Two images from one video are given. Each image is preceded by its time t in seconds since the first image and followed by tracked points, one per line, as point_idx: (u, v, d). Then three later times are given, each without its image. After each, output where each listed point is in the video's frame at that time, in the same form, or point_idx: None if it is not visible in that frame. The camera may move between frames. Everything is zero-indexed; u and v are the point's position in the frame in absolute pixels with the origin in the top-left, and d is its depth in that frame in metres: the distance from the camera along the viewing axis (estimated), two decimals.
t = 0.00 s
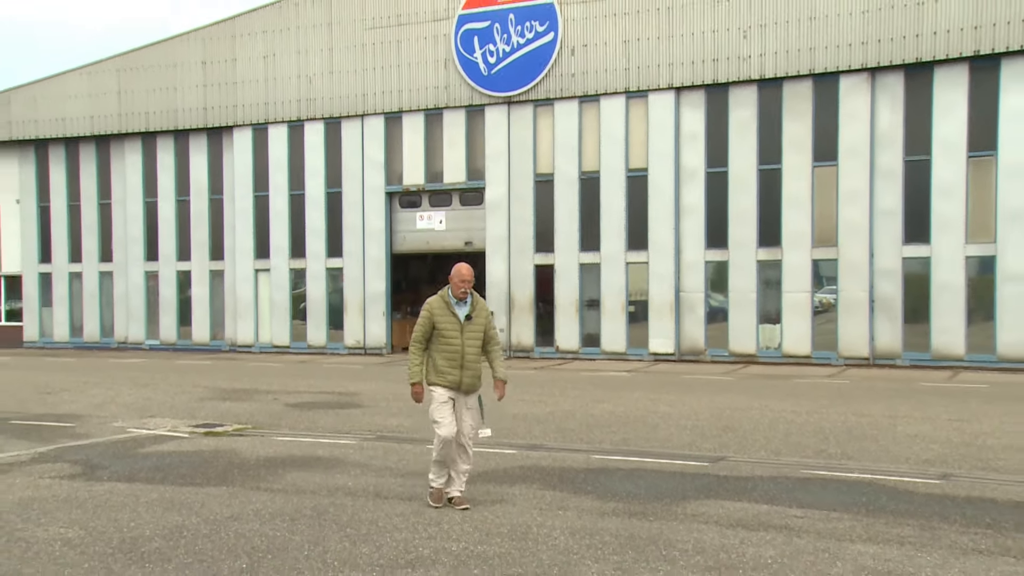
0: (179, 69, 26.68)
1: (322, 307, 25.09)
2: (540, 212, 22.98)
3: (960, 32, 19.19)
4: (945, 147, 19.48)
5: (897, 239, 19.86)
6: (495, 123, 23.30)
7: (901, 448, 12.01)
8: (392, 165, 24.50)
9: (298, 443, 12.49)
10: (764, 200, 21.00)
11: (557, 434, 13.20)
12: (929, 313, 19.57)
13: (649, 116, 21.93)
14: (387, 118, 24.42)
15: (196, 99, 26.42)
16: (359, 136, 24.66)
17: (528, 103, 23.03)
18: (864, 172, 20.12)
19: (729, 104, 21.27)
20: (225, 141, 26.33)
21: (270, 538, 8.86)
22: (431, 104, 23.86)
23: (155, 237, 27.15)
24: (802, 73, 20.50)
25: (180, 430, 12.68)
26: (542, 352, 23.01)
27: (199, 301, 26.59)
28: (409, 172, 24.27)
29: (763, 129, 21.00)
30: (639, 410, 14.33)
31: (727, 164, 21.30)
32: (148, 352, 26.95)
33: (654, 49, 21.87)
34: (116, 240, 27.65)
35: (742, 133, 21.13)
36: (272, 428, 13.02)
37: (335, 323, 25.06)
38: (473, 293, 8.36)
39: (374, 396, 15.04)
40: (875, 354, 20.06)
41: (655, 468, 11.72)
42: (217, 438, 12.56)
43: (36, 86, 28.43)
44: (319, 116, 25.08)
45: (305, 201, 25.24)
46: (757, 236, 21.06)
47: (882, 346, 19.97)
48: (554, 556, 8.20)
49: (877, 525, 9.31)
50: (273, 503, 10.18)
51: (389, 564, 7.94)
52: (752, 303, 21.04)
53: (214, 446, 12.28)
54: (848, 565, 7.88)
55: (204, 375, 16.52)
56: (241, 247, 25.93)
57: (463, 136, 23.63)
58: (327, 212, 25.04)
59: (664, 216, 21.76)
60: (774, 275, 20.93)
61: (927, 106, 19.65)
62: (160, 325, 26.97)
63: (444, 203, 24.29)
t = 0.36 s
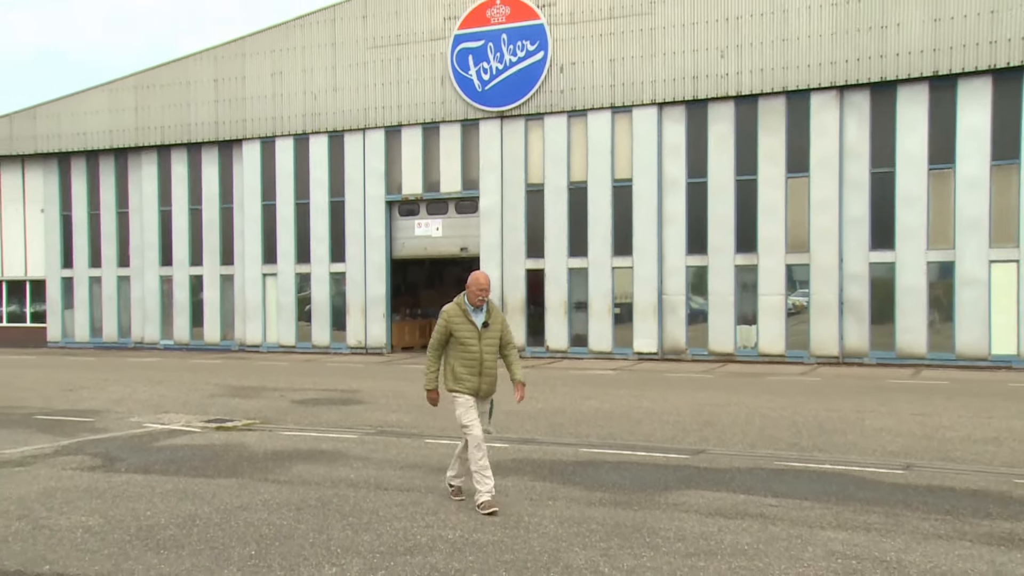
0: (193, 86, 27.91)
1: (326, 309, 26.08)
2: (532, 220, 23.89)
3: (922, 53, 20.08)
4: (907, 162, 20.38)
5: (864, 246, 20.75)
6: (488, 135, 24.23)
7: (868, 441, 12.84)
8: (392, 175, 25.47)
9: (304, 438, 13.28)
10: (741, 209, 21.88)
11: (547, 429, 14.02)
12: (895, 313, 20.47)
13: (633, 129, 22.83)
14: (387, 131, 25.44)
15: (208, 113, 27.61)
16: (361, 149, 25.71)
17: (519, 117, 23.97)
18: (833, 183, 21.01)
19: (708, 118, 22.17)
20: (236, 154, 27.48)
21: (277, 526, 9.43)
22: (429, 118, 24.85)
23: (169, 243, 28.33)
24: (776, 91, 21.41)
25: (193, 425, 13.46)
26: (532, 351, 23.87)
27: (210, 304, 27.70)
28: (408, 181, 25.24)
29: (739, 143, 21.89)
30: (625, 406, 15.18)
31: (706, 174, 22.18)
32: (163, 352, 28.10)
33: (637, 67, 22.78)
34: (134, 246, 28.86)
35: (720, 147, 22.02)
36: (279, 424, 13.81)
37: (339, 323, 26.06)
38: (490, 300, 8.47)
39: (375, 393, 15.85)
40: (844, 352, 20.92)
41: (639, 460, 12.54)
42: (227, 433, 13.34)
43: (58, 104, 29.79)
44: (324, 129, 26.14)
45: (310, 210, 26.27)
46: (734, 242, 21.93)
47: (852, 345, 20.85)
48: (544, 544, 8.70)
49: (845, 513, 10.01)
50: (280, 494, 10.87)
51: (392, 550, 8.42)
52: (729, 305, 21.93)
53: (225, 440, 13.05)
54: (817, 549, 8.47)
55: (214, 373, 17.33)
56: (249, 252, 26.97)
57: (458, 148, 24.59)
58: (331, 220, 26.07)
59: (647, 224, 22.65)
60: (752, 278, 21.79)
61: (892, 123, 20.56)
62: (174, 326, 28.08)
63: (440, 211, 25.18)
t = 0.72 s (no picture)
0: (204, 103, 29.15)
1: (329, 312, 27.14)
2: (523, 227, 24.87)
3: (887, 73, 21.04)
4: (873, 174, 21.32)
5: (834, 252, 21.68)
6: (483, 147, 25.27)
7: (838, 435, 13.67)
8: (392, 185, 26.53)
9: (308, 434, 14.09)
10: (719, 218, 22.77)
11: (538, 424, 14.85)
12: (863, 315, 21.39)
13: (618, 141, 23.79)
14: (387, 144, 26.53)
15: (218, 127, 28.82)
16: (362, 160, 26.80)
17: (511, 130, 24.99)
18: (806, 194, 21.94)
19: (688, 131, 23.11)
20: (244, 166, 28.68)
21: (282, 516, 9.98)
22: (426, 131, 25.93)
23: (182, 249, 29.45)
24: (751, 106, 22.36)
25: (204, 421, 14.26)
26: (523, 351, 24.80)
27: (220, 307, 28.82)
28: (406, 190, 26.30)
29: (717, 155, 22.82)
30: (612, 402, 16.03)
31: (686, 184, 23.11)
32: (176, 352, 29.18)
33: (622, 84, 23.78)
34: (149, 252, 30.00)
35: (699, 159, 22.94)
36: (285, 420, 14.61)
37: (341, 325, 27.08)
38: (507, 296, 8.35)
39: (375, 391, 16.68)
40: (815, 351, 21.85)
41: (624, 454, 13.37)
42: (236, 428, 14.13)
43: (78, 119, 31.04)
44: (327, 142, 27.25)
45: (314, 218, 27.38)
46: (713, 247, 22.84)
47: (823, 345, 21.76)
48: (535, 533, 9.05)
49: (817, 502, 10.69)
50: (286, 485, 11.59)
51: (390, 539, 8.80)
52: (709, 307, 22.84)
53: (234, 435, 13.85)
54: (789, 535, 8.98)
55: (222, 372, 18.16)
56: (256, 257, 28.08)
57: (454, 160, 25.66)
58: (333, 228, 27.17)
59: (631, 231, 23.57)
60: (730, 282, 22.69)
61: (859, 138, 21.49)
62: (186, 327, 29.22)
63: (437, 219, 26.27)
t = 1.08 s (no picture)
0: (214, 116, 30.46)
1: (331, 312, 28.31)
2: (514, 232, 25.92)
3: (853, 89, 22.08)
4: (840, 183, 22.34)
5: (806, 255, 22.65)
6: (476, 157, 26.39)
7: (808, 427, 14.54)
8: (389, 192, 27.70)
9: (310, 427, 14.94)
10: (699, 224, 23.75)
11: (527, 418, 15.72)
12: (832, 314, 22.39)
13: (604, 152, 24.83)
14: (386, 154, 27.71)
15: (226, 139, 30.08)
16: (362, 169, 27.98)
17: (503, 141, 26.09)
18: (779, 201, 22.91)
19: (669, 142, 24.13)
20: (250, 174, 29.88)
21: (286, 506, 10.52)
22: (422, 142, 27.09)
23: (192, 253, 30.78)
24: (728, 118, 23.36)
25: (212, 415, 15.09)
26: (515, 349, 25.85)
27: (227, 308, 30.05)
28: (404, 197, 27.45)
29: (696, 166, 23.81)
30: (598, 398, 16.95)
31: (667, 192, 24.09)
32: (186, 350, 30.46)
33: (607, 97, 24.86)
34: (162, 256, 31.29)
35: (680, 169, 23.93)
36: (288, 414, 15.45)
37: (342, 325, 28.23)
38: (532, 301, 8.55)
39: (374, 387, 17.55)
40: (789, 349, 22.81)
41: (608, 446, 14.25)
42: (242, 422, 14.96)
43: (96, 131, 32.45)
44: (329, 152, 28.45)
45: (317, 224, 28.56)
46: (693, 251, 23.80)
47: (795, 344, 22.73)
48: (526, 521, 9.43)
49: (789, 490, 11.39)
50: (290, 475, 12.35)
51: (388, 526, 9.22)
52: (689, 307, 23.79)
53: (241, 429, 14.68)
54: (763, 522, 9.42)
55: (228, 369, 19.01)
56: (262, 260, 29.30)
57: (448, 169, 26.78)
58: (335, 234, 28.36)
59: (616, 236, 24.54)
60: (709, 283, 23.65)
61: (828, 150, 22.50)
62: (196, 328, 30.50)
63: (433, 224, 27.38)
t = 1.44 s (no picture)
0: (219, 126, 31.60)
1: (330, 311, 29.39)
2: (504, 236, 26.99)
3: (820, 103, 23.13)
4: (810, 189, 23.38)
5: (778, 259, 23.69)
6: (467, 164, 27.46)
7: (780, 418, 15.46)
8: (386, 198, 28.76)
9: (311, 421, 15.79)
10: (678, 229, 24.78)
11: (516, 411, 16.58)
12: (803, 313, 23.40)
13: (589, 161, 25.86)
14: (382, 161, 28.79)
15: (231, 149, 31.22)
16: (359, 177, 29.07)
17: (493, 149, 27.15)
18: (753, 207, 23.95)
19: (650, 151, 25.19)
20: (254, 180, 31.07)
21: (288, 494, 10.91)
22: (417, 151, 28.17)
23: (200, 255, 32.03)
24: (705, 129, 24.42)
25: (219, 409, 15.93)
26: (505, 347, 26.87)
27: (233, 307, 31.26)
28: (399, 203, 28.49)
29: (676, 174, 24.87)
30: (585, 393, 17.86)
31: (649, 199, 25.14)
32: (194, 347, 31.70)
33: (592, 109, 25.89)
34: (172, 258, 32.58)
35: (661, 176, 25.00)
36: (290, 408, 16.30)
37: (340, 323, 29.28)
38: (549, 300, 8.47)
39: (372, 383, 18.42)
40: (763, 346, 23.83)
41: (592, 437, 15.13)
42: (246, 415, 15.79)
43: (112, 141, 33.72)
44: (329, 159, 29.54)
45: (317, 228, 29.66)
46: (673, 254, 24.81)
47: (768, 341, 23.76)
48: (515, 508, 9.50)
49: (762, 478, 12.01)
50: (291, 463, 13.11)
51: (384, 513, 9.30)
52: (668, 307, 24.81)
53: (246, 422, 15.53)
54: (737, 509, 9.57)
55: (232, 365, 19.88)
56: (265, 263, 30.45)
57: (442, 176, 27.89)
58: (334, 238, 29.44)
59: (600, 239, 25.56)
60: (688, 284, 24.68)
61: (798, 160, 23.55)
62: (204, 326, 31.75)
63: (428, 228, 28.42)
